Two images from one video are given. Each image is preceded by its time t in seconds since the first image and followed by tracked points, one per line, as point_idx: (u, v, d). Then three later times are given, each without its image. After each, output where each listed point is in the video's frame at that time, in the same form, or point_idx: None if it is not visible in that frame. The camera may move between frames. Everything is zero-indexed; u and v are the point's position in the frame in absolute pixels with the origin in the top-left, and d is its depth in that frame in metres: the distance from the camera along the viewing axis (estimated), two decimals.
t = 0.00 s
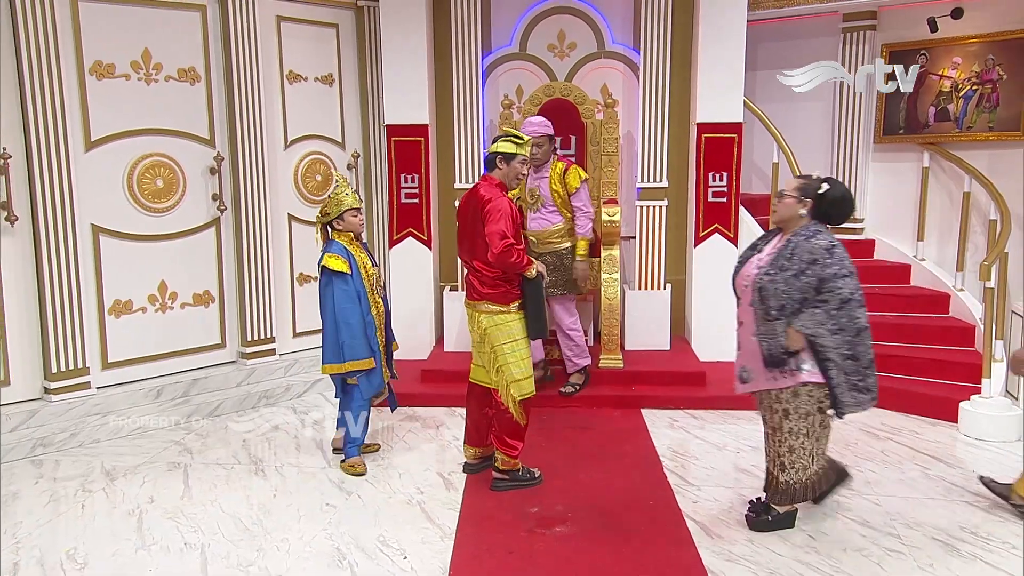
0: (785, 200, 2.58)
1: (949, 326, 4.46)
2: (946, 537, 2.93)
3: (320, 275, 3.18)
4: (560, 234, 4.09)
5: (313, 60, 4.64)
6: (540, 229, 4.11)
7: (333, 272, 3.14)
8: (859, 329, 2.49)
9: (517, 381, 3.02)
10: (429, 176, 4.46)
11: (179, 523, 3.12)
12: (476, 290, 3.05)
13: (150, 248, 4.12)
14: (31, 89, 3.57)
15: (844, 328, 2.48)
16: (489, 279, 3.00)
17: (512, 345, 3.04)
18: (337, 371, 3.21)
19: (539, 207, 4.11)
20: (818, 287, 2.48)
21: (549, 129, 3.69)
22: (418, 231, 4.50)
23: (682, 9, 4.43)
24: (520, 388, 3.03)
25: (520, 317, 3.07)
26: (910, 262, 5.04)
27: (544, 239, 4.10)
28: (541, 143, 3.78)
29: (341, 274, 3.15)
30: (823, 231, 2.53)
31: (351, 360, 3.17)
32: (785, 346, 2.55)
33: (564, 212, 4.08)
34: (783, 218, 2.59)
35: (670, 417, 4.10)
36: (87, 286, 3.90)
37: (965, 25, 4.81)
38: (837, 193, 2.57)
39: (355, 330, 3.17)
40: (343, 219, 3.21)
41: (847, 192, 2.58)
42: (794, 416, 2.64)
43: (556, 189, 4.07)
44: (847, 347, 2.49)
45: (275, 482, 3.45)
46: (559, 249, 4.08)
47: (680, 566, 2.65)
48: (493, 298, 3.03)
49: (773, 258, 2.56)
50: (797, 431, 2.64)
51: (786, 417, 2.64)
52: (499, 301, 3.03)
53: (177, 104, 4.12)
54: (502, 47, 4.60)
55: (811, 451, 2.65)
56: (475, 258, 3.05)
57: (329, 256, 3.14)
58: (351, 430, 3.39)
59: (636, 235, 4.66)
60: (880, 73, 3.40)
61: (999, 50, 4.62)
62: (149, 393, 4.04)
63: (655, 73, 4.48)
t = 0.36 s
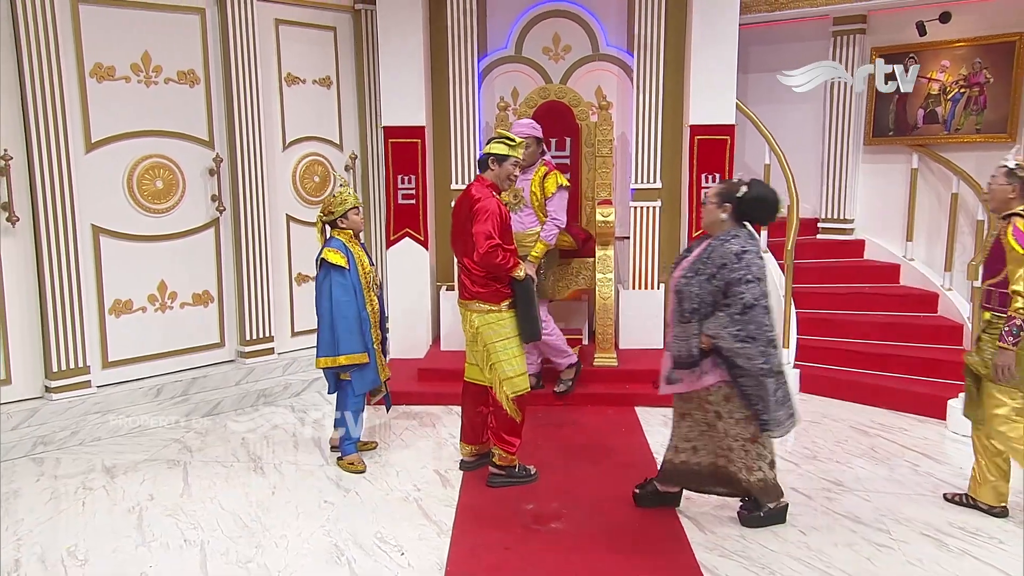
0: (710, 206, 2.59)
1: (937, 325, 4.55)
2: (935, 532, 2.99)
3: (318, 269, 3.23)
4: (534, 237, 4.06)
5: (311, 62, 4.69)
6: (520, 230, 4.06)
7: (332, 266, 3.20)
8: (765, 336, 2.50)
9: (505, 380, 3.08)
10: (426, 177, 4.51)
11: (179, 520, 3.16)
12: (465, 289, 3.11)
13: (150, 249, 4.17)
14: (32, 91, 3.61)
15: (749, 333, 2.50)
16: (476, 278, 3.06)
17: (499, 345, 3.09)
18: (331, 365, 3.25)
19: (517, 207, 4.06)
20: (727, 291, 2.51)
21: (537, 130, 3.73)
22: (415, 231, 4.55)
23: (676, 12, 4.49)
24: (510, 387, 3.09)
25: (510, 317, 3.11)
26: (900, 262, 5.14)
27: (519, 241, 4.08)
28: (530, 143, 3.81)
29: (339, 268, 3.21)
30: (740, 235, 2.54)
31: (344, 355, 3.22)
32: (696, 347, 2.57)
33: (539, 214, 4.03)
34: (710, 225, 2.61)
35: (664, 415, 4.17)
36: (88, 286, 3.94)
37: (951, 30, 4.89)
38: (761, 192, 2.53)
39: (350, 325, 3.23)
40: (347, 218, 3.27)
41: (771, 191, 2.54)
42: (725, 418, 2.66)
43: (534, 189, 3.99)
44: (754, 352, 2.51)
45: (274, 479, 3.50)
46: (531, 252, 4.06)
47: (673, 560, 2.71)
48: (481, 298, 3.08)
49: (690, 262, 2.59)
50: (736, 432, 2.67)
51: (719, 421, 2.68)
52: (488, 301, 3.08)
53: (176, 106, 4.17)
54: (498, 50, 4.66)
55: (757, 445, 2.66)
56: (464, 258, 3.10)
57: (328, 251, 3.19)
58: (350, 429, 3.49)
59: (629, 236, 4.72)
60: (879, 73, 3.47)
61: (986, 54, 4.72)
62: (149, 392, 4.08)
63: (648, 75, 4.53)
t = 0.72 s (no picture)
0: (630, 207, 2.66)
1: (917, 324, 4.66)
2: (916, 527, 3.07)
3: (303, 270, 3.27)
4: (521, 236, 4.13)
5: (302, 65, 4.73)
6: (505, 231, 4.14)
7: (316, 268, 3.24)
8: (703, 329, 2.60)
9: (491, 377, 3.14)
10: (415, 179, 4.56)
11: (171, 519, 3.20)
12: (450, 289, 3.19)
13: (142, 250, 4.19)
14: (23, 94, 3.64)
15: (691, 327, 2.58)
16: (458, 278, 3.13)
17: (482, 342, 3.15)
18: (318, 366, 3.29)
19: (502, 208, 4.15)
20: (668, 286, 2.57)
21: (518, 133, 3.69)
22: (404, 233, 4.60)
23: (662, 17, 4.56)
24: (497, 383, 3.14)
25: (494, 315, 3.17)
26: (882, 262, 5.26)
27: (505, 242, 4.15)
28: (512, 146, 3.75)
29: (324, 270, 3.25)
30: (675, 232, 2.61)
31: (334, 355, 3.27)
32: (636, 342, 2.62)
33: (524, 212, 4.11)
34: (634, 226, 2.68)
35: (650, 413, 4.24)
36: (79, 287, 3.97)
37: (932, 35, 4.98)
38: (678, 186, 2.59)
39: (338, 326, 3.28)
40: (325, 220, 3.29)
41: (686, 183, 2.59)
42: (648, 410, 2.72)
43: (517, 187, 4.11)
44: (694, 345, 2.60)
45: (266, 478, 3.54)
46: (518, 251, 4.14)
47: (659, 555, 2.77)
48: (464, 297, 3.16)
49: (628, 258, 2.62)
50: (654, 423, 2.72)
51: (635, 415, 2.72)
52: (472, 300, 3.15)
53: (166, 109, 4.20)
54: (486, 54, 4.70)
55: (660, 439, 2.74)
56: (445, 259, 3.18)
57: (313, 252, 3.24)
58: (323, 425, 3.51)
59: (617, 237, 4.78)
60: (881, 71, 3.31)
61: (964, 59, 4.83)
62: (141, 392, 4.11)
63: (635, 78, 4.61)
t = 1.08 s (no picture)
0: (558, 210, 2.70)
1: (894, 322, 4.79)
2: (896, 521, 3.16)
3: (267, 279, 3.33)
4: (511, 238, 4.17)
5: (291, 69, 4.77)
6: (491, 233, 4.18)
7: (277, 277, 3.28)
8: (620, 335, 2.56)
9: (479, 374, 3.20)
10: (404, 181, 4.62)
11: (163, 518, 3.24)
12: (436, 290, 3.24)
13: (132, 252, 4.22)
14: (13, 98, 3.66)
15: (606, 331, 2.56)
16: (444, 278, 3.18)
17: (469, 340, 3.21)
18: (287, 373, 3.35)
19: (495, 209, 4.15)
20: (584, 288, 2.57)
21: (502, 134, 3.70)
22: (393, 234, 4.65)
23: (646, 23, 4.65)
24: (486, 379, 3.20)
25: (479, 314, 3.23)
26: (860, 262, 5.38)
27: (493, 243, 4.18)
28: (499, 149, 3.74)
29: (285, 279, 3.29)
30: (600, 236, 2.61)
31: (296, 363, 3.32)
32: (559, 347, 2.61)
33: (518, 215, 4.14)
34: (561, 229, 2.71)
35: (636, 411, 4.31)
36: (70, 288, 3.99)
37: (910, 40, 5.09)
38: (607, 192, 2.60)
39: (299, 334, 3.31)
40: (292, 227, 3.35)
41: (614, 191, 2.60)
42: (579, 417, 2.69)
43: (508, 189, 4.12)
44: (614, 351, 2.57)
45: (256, 477, 3.59)
46: (507, 251, 4.17)
47: (645, 550, 2.84)
48: (451, 297, 3.21)
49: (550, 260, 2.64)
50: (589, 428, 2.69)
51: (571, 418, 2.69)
52: (458, 300, 3.21)
53: (156, 111, 4.23)
54: (474, 57, 4.74)
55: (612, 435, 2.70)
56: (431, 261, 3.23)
57: (274, 260, 3.29)
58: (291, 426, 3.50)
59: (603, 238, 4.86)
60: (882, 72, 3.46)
61: (941, 63, 4.93)
62: (131, 393, 4.15)
63: (620, 83, 4.68)
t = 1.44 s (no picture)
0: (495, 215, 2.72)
1: (876, 321, 4.89)
2: (878, 516, 3.25)
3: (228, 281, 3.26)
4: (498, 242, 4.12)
5: (281, 72, 4.82)
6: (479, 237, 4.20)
7: (234, 280, 3.21)
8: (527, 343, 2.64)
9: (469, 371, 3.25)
10: (394, 183, 4.67)
11: (156, 517, 3.28)
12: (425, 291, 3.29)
13: (123, 253, 4.25)
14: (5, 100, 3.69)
15: (513, 338, 2.66)
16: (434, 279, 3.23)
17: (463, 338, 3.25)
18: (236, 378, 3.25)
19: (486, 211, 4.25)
20: (501, 293, 2.67)
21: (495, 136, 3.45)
22: (383, 235, 4.71)
23: (633, 28, 4.73)
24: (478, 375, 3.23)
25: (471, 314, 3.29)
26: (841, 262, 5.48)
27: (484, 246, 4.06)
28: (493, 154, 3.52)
29: (241, 283, 3.21)
30: (527, 242, 2.67)
31: (244, 372, 3.23)
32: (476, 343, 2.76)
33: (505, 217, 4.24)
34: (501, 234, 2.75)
35: (624, 409, 4.38)
36: (62, 289, 4.02)
37: (890, 45, 5.21)
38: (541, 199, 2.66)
39: (249, 342, 3.22)
40: (262, 229, 3.26)
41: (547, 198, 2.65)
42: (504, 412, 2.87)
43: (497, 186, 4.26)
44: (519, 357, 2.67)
45: (249, 476, 3.63)
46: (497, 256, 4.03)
47: (633, 546, 2.92)
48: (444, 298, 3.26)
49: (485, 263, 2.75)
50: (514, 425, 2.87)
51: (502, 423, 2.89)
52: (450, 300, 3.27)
53: (147, 114, 4.26)
54: (463, 60, 4.82)
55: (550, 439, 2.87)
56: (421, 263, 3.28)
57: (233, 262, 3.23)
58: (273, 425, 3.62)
59: (590, 239, 4.93)
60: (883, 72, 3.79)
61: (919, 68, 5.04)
62: (123, 393, 4.18)
63: (608, 86, 4.74)
